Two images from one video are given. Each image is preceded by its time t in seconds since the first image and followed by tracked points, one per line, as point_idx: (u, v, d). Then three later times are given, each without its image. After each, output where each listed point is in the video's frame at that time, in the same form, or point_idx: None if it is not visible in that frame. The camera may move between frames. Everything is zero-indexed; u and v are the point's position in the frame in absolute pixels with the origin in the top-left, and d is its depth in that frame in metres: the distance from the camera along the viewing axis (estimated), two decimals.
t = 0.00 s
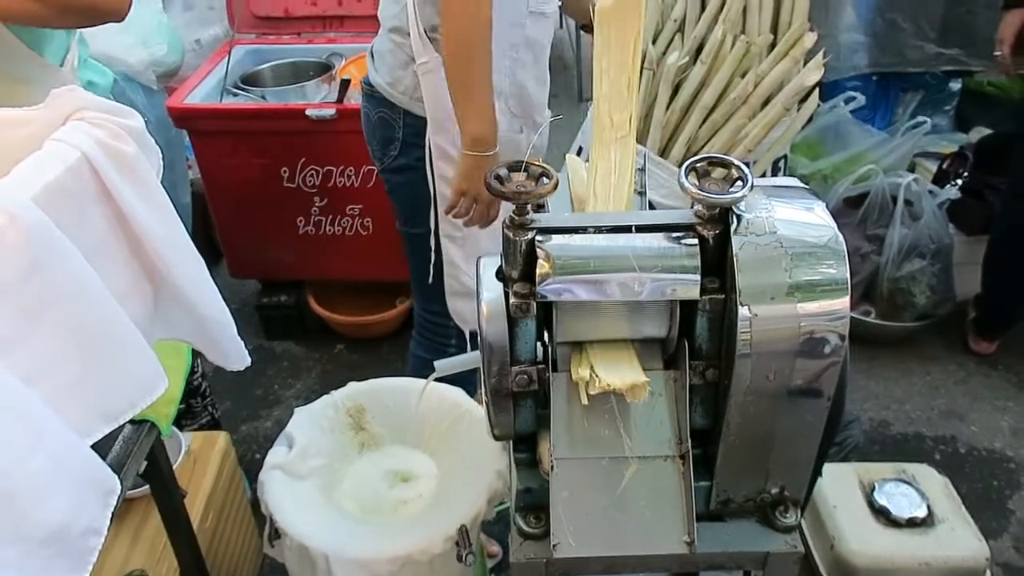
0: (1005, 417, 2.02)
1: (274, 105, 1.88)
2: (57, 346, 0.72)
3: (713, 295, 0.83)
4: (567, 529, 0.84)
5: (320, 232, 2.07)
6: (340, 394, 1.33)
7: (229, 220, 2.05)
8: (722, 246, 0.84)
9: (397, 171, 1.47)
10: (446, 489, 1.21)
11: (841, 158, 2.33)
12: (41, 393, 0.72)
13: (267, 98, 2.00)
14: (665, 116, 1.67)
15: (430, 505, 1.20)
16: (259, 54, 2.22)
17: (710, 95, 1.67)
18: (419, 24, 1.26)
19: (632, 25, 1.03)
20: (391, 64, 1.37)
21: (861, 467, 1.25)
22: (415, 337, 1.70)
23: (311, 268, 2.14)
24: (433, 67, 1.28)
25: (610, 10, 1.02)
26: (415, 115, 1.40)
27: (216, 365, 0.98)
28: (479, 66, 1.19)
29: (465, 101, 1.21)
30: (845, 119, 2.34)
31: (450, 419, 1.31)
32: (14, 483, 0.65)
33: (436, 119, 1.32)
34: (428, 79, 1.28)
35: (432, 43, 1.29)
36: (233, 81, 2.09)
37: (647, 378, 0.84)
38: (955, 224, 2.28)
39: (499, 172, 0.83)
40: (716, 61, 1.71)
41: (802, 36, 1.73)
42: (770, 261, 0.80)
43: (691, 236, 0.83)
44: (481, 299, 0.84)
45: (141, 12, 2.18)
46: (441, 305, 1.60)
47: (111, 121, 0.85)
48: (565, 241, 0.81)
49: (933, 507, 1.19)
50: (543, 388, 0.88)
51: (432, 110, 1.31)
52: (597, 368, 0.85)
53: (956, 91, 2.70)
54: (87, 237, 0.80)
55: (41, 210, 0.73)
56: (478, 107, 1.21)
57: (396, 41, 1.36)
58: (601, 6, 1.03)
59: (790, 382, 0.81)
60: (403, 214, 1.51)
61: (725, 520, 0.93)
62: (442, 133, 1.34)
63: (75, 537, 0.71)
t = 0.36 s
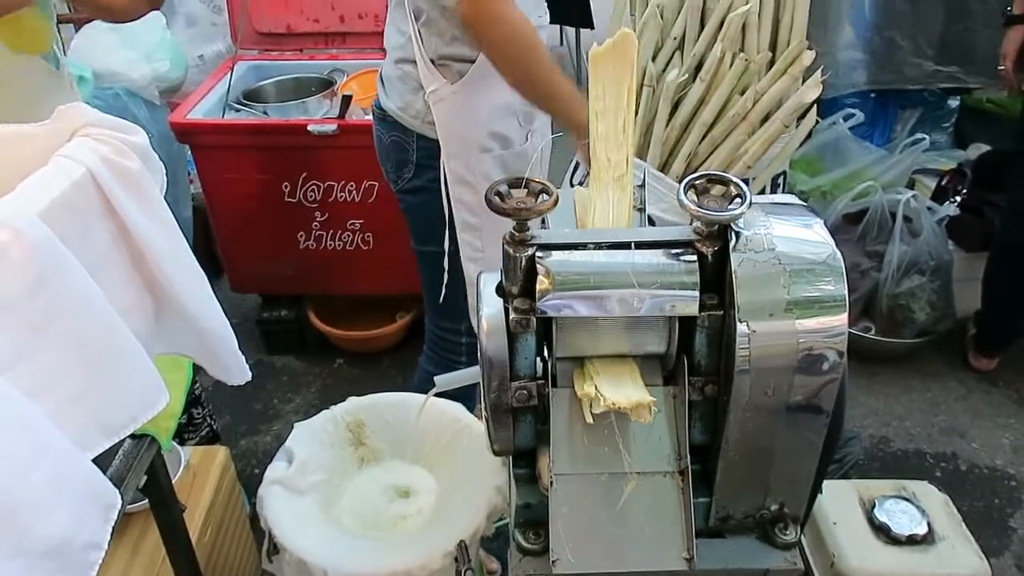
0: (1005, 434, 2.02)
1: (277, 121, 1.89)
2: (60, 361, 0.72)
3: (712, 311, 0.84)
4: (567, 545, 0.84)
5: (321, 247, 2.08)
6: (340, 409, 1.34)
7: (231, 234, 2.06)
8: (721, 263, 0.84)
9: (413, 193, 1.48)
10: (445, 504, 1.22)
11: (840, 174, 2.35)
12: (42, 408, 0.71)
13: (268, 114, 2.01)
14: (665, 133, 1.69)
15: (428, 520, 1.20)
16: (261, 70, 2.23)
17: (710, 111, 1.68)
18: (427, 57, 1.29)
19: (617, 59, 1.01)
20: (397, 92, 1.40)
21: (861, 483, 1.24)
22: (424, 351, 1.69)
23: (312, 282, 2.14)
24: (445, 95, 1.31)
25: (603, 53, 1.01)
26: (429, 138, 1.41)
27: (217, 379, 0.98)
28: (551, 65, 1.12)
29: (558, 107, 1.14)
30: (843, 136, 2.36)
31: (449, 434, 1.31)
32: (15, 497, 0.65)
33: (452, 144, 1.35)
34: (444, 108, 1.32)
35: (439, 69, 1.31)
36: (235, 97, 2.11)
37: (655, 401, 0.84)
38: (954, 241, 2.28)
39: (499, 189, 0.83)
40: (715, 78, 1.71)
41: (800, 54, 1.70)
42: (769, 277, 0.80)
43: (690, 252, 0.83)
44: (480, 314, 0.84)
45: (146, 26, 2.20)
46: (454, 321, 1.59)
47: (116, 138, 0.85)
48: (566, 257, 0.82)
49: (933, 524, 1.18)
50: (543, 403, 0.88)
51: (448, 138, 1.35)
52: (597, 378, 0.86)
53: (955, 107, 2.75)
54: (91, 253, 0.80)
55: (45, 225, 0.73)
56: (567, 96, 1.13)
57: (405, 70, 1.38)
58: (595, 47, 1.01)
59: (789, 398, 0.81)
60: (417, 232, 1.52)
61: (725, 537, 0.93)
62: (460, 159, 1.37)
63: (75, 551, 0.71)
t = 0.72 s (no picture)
0: (1005, 451, 2.01)
1: (279, 136, 1.90)
2: (63, 377, 0.71)
3: (710, 328, 0.85)
4: (565, 562, 0.84)
5: (321, 261, 2.09)
6: (339, 423, 1.34)
7: (233, 248, 2.07)
8: (719, 280, 0.85)
9: (408, 211, 1.48)
10: (444, 519, 1.22)
11: (840, 191, 2.38)
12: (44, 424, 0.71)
13: (270, 129, 2.03)
14: (665, 149, 1.71)
15: (429, 534, 1.21)
16: (264, 85, 2.25)
17: (709, 127, 1.70)
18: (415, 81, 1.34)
19: None
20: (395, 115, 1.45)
21: (858, 500, 1.24)
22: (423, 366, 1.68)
23: (312, 297, 2.15)
24: (433, 117, 1.34)
25: (597, 100, 1.12)
26: (422, 158, 1.42)
27: (217, 393, 0.98)
28: None
29: None
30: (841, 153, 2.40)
31: (448, 449, 1.32)
32: (15, 512, 0.65)
33: (444, 163, 1.37)
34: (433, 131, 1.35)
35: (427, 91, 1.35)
36: (237, 112, 2.13)
37: (661, 412, 0.84)
38: (953, 257, 2.28)
39: (499, 207, 0.84)
40: (714, 96, 1.72)
41: (799, 72, 1.72)
42: (766, 295, 0.81)
43: (688, 270, 0.84)
44: (480, 330, 0.85)
45: (150, 40, 2.21)
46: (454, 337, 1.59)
47: (120, 155, 0.85)
48: (564, 275, 0.83)
49: (932, 541, 1.18)
50: (541, 419, 0.89)
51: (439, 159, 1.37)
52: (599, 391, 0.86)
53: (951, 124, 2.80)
54: (94, 269, 0.79)
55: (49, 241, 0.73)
56: None
57: (400, 94, 1.41)
58: None
59: (788, 415, 0.81)
60: (415, 248, 1.52)
61: (723, 553, 0.94)
62: (454, 177, 1.39)
63: (74, 566, 0.70)
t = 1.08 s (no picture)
0: (1005, 467, 2.01)
1: (278, 153, 1.91)
2: (62, 396, 0.71)
3: (706, 345, 0.85)
4: None
5: (321, 277, 2.09)
6: (338, 439, 1.34)
7: (234, 265, 2.07)
8: (716, 298, 0.85)
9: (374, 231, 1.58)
10: (443, 535, 1.23)
11: (838, 208, 2.39)
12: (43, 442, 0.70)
13: (271, 145, 2.04)
14: (663, 166, 1.72)
15: (427, 551, 1.21)
16: (265, 102, 2.27)
17: (707, 144, 1.71)
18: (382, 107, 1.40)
19: None
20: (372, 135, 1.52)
21: (857, 516, 1.23)
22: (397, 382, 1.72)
23: (312, 313, 2.16)
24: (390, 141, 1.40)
25: (595, 140, 1.14)
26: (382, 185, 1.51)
27: (216, 410, 0.98)
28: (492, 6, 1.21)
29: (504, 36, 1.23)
30: (839, 169, 2.42)
31: (447, 465, 1.32)
32: (13, 530, 0.65)
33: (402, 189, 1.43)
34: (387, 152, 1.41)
35: (388, 116, 1.40)
36: (239, 129, 2.14)
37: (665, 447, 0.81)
38: (950, 273, 2.29)
39: (496, 225, 0.85)
40: (712, 113, 1.73)
41: (795, 90, 1.74)
42: (761, 313, 0.82)
43: (684, 287, 0.85)
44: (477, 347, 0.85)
45: (150, 62, 2.26)
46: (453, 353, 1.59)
47: (122, 173, 0.85)
48: (562, 292, 0.83)
49: (931, 558, 1.17)
50: (539, 436, 0.89)
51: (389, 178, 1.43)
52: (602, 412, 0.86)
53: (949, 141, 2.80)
54: (94, 288, 0.79)
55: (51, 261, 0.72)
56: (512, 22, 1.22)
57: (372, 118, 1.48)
58: None
59: (785, 432, 0.82)
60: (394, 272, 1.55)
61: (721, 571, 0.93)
62: (402, 208, 1.45)
63: None
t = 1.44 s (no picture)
0: (1005, 483, 2.01)
1: (278, 171, 1.92)
2: (64, 417, 0.72)
3: (703, 364, 0.86)
4: None
5: (322, 294, 2.10)
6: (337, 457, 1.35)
7: (234, 282, 2.08)
8: (713, 317, 0.86)
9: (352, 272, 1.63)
10: (443, 553, 1.23)
11: (836, 224, 2.40)
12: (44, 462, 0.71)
13: (272, 164, 2.06)
14: (661, 183, 1.74)
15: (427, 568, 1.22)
16: (267, 120, 2.28)
17: (705, 162, 1.72)
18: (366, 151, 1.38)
19: None
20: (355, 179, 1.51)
21: (857, 533, 1.23)
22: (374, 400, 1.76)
23: (312, 329, 2.16)
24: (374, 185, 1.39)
25: (593, 178, 1.17)
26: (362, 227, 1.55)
27: (216, 429, 0.99)
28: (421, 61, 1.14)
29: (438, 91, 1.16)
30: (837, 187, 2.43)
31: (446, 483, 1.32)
32: (13, 550, 0.65)
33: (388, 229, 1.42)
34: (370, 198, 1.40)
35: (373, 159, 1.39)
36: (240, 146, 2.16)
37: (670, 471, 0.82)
38: (948, 289, 2.30)
39: (495, 245, 0.86)
40: (710, 131, 1.74)
41: (792, 108, 1.76)
42: (758, 331, 0.82)
43: (681, 306, 0.85)
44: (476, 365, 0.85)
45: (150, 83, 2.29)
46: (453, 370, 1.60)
47: (125, 196, 0.85)
48: (560, 311, 0.84)
49: None
50: (538, 454, 0.89)
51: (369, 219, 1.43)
52: (603, 434, 0.87)
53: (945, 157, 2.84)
54: (96, 309, 0.80)
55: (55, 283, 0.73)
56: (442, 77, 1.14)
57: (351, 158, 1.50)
58: None
59: (783, 450, 0.82)
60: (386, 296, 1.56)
61: None
62: (384, 251, 1.44)
63: None
